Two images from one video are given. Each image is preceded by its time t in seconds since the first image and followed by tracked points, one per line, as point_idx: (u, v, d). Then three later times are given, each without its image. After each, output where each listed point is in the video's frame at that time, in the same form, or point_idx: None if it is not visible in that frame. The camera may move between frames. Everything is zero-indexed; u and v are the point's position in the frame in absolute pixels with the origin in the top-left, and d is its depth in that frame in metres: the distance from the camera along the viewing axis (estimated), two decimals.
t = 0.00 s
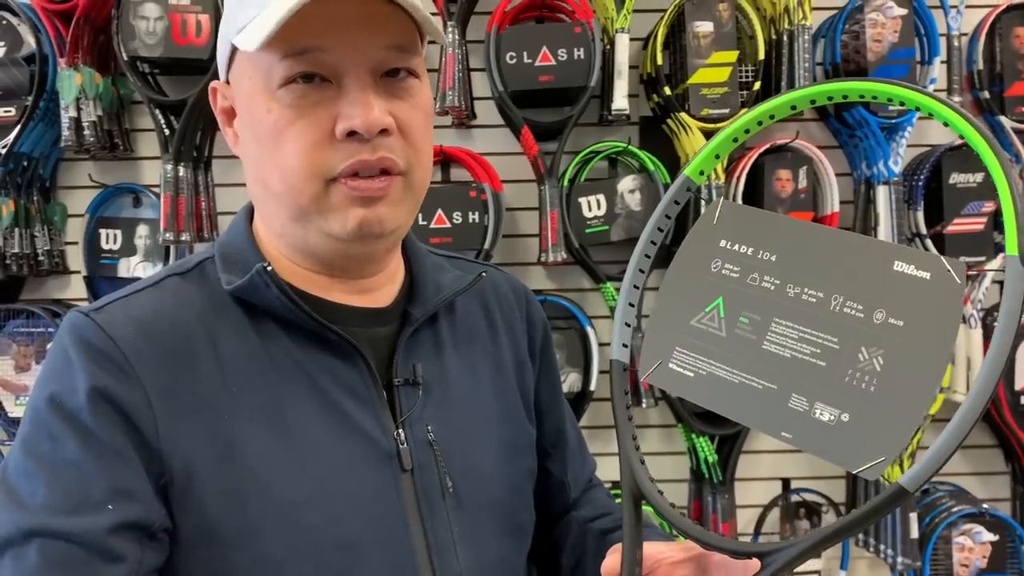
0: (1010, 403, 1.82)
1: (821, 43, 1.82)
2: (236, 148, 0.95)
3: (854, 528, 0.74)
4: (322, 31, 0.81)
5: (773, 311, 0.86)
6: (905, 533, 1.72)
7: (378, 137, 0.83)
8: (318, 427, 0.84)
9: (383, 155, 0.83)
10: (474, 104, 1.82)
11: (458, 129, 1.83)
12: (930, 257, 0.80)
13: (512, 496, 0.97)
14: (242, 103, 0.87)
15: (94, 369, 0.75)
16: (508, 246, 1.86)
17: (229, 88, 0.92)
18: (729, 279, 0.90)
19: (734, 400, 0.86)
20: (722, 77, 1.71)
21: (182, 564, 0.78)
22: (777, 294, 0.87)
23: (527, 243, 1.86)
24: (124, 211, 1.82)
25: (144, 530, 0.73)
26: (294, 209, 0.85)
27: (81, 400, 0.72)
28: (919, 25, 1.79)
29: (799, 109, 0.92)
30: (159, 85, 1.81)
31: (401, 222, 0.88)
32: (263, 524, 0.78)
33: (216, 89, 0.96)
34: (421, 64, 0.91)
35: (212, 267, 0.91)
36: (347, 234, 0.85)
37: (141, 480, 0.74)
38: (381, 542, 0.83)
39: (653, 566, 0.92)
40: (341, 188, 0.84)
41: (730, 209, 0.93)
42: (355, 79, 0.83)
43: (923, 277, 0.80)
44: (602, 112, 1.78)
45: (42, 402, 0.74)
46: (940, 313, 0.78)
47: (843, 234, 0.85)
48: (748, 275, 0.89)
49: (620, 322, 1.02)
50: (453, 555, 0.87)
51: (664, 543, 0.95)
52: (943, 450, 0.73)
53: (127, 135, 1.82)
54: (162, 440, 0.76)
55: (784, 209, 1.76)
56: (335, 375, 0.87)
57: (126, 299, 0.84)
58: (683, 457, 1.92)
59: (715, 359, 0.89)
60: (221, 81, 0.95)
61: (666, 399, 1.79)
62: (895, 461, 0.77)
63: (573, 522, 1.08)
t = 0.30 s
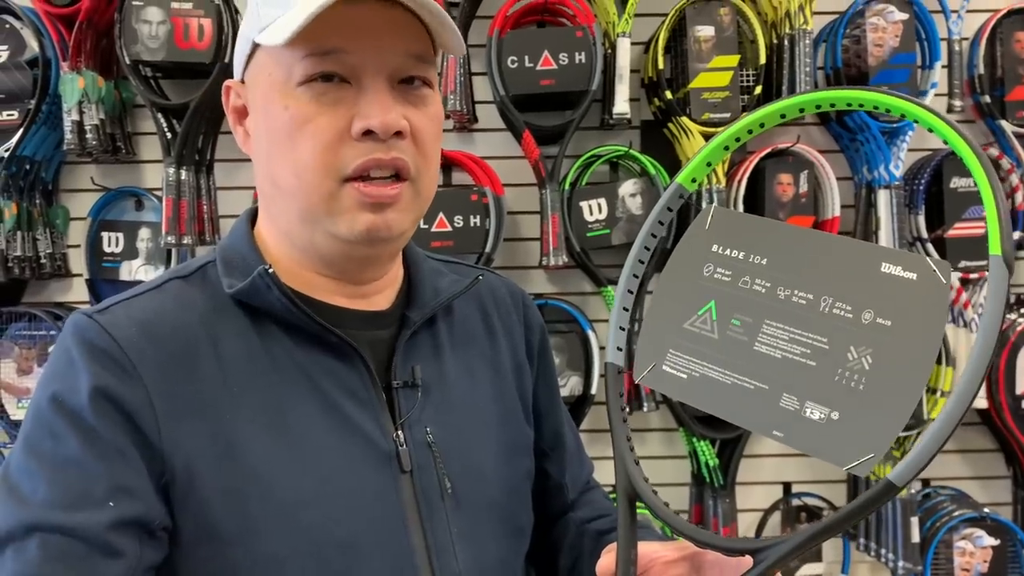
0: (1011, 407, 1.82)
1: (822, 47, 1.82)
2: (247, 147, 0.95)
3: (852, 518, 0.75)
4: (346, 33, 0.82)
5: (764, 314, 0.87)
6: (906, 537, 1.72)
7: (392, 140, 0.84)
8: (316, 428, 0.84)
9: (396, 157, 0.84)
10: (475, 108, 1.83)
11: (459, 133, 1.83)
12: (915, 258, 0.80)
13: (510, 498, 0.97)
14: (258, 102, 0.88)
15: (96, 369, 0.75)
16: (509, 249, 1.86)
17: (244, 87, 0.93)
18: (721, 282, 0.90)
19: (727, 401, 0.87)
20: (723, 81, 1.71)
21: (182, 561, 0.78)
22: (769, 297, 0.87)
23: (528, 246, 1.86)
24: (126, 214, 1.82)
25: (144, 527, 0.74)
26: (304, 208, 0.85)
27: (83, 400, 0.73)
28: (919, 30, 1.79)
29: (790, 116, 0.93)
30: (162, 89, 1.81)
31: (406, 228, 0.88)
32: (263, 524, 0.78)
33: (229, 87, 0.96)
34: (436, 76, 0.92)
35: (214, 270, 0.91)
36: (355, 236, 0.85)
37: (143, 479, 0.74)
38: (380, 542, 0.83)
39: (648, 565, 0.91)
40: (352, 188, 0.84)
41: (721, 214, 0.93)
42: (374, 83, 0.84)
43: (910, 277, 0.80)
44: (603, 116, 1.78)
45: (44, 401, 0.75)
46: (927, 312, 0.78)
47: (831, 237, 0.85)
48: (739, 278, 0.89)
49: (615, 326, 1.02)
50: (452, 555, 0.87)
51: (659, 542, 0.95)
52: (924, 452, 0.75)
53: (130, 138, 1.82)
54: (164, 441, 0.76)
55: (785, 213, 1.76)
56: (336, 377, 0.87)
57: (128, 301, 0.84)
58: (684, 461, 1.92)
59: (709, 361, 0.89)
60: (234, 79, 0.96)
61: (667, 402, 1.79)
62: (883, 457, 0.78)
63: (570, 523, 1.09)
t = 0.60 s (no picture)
0: (1013, 411, 1.82)
1: (823, 52, 1.83)
2: (251, 154, 0.96)
3: (850, 517, 0.75)
4: (357, 45, 0.82)
5: (761, 315, 0.86)
6: (907, 542, 1.72)
7: (403, 149, 0.85)
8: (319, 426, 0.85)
9: (407, 165, 0.86)
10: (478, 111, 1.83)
11: (462, 136, 1.84)
12: (911, 260, 0.80)
13: (511, 497, 0.98)
14: (265, 110, 0.87)
15: (104, 360, 0.76)
16: (511, 252, 1.87)
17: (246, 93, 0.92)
18: (717, 284, 0.90)
19: (725, 401, 0.86)
20: (725, 85, 1.72)
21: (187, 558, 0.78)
22: (765, 298, 0.86)
23: (530, 249, 1.87)
24: (129, 217, 1.82)
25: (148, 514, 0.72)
26: (314, 216, 0.85)
27: (89, 387, 0.72)
28: (921, 35, 1.79)
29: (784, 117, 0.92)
30: (165, 91, 1.82)
31: (415, 232, 0.89)
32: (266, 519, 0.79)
33: (230, 94, 0.96)
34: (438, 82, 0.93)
35: (220, 271, 0.92)
36: (366, 243, 0.86)
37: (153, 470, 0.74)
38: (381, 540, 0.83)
39: (649, 565, 0.91)
40: (364, 197, 0.85)
41: (718, 215, 0.92)
42: (384, 93, 0.84)
43: (905, 279, 0.79)
44: (605, 119, 1.78)
45: (50, 390, 0.74)
46: (923, 314, 0.77)
47: (828, 239, 0.85)
48: (736, 279, 0.89)
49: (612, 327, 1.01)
50: (450, 551, 0.89)
51: (660, 543, 0.95)
52: (917, 458, 0.75)
53: (134, 141, 1.83)
54: (171, 434, 0.78)
55: (787, 217, 1.76)
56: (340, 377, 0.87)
57: (133, 299, 0.85)
58: (686, 465, 1.92)
59: (707, 362, 0.88)
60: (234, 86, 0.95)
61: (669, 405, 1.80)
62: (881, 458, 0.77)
63: (569, 524, 1.08)
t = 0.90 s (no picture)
0: (1016, 415, 1.81)
1: (826, 55, 1.83)
2: (245, 160, 0.95)
3: (852, 520, 0.75)
4: (329, 43, 0.83)
5: (758, 316, 0.85)
6: (910, 546, 1.72)
7: (381, 147, 0.84)
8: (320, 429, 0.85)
9: (386, 165, 0.84)
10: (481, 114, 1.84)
11: (465, 139, 1.84)
12: (908, 261, 0.80)
13: (509, 499, 0.98)
14: (252, 114, 0.88)
15: (108, 360, 0.76)
16: (513, 255, 1.87)
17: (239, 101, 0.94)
18: (714, 285, 0.89)
19: (723, 403, 0.85)
20: (727, 88, 1.72)
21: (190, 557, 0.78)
22: (762, 300, 0.85)
23: (532, 252, 1.87)
24: (132, 219, 1.83)
25: (161, 511, 0.74)
26: (301, 217, 0.86)
27: (94, 385, 0.73)
28: (923, 38, 1.80)
29: (779, 116, 0.93)
30: (168, 94, 1.83)
31: (401, 232, 0.89)
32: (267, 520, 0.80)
33: (226, 104, 0.97)
34: (423, 77, 0.92)
35: (221, 273, 0.92)
36: (351, 243, 0.86)
37: (161, 466, 0.75)
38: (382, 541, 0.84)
39: (649, 567, 0.91)
40: (347, 197, 0.84)
41: (713, 216, 0.91)
42: (360, 90, 0.84)
43: (902, 280, 0.79)
44: (608, 123, 1.79)
45: (56, 390, 0.75)
46: (919, 316, 0.78)
47: (824, 239, 0.84)
48: (732, 280, 0.88)
49: (609, 329, 1.01)
50: (450, 553, 0.88)
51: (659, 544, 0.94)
52: (915, 462, 0.74)
53: (137, 144, 1.83)
54: (176, 431, 0.78)
55: (789, 220, 1.76)
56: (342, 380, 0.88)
57: (137, 301, 0.85)
58: (688, 468, 1.92)
59: (704, 364, 0.87)
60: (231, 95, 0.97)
61: (671, 408, 1.80)
62: (879, 459, 0.77)
63: (568, 526, 1.08)
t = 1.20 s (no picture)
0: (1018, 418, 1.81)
1: (827, 59, 1.82)
2: (242, 164, 0.96)
3: (854, 518, 0.73)
4: (325, 51, 0.83)
5: (754, 317, 0.84)
6: (913, 549, 1.71)
7: (376, 154, 0.84)
8: (319, 434, 0.85)
9: (380, 170, 0.84)
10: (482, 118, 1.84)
11: (466, 142, 1.84)
12: (906, 264, 0.79)
13: (505, 501, 0.98)
14: (248, 121, 0.89)
15: (104, 369, 0.76)
16: (514, 259, 1.87)
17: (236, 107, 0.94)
18: (711, 286, 0.88)
19: (718, 406, 0.84)
20: (729, 92, 1.72)
21: (190, 561, 0.79)
22: (758, 301, 0.84)
23: (534, 256, 1.88)
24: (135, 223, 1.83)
25: (158, 521, 0.75)
26: (297, 225, 0.86)
27: (92, 397, 0.74)
28: (925, 41, 1.80)
29: (776, 117, 0.91)
30: (171, 98, 1.83)
31: (397, 238, 0.89)
32: (265, 526, 0.80)
33: (222, 107, 0.97)
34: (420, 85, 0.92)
35: (219, 279, 0.92)
36: (347, 250, 0.86)
37: (159, 476, 0.76)
38: (379, 544, 0.84)
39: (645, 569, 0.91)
40: (340, 204, 0.84)
41: (710, 217, 0.90)
42: (356, 98, 0.84)
43: (899, 282, 0.79)
44: (610, 126, 1.79)
45: (54, 401, 0.75)
46: (916, 318, 0.77)
47: (821, 240, 0.83)
48: (729, 281, 0.87)
49: (606, 331, 1.00)
50: (448, 556, 0.88)
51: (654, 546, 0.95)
52: (913, 462, 0.71)
53: (140, 147, 1.84)
54: (172, 440, 0.78)
55: (791, 223, 1.76)
56: (340, 386, 0.88)
57: (134, 307, 0.85)
58: (691, 471, 1.92)
59: (700, 366, 0.86)
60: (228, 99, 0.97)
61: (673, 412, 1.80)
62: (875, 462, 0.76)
63: (568, 529, 1.08)
